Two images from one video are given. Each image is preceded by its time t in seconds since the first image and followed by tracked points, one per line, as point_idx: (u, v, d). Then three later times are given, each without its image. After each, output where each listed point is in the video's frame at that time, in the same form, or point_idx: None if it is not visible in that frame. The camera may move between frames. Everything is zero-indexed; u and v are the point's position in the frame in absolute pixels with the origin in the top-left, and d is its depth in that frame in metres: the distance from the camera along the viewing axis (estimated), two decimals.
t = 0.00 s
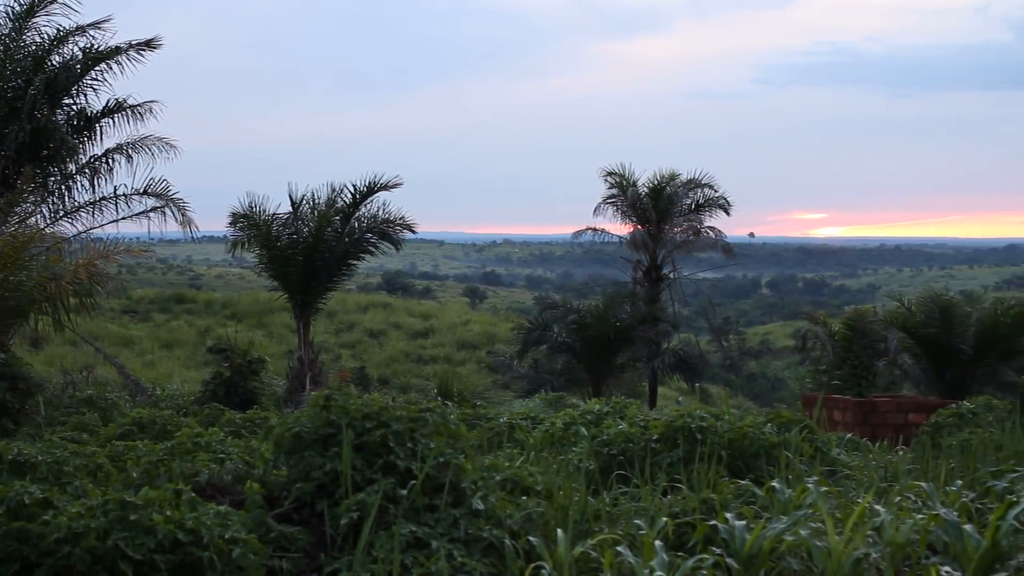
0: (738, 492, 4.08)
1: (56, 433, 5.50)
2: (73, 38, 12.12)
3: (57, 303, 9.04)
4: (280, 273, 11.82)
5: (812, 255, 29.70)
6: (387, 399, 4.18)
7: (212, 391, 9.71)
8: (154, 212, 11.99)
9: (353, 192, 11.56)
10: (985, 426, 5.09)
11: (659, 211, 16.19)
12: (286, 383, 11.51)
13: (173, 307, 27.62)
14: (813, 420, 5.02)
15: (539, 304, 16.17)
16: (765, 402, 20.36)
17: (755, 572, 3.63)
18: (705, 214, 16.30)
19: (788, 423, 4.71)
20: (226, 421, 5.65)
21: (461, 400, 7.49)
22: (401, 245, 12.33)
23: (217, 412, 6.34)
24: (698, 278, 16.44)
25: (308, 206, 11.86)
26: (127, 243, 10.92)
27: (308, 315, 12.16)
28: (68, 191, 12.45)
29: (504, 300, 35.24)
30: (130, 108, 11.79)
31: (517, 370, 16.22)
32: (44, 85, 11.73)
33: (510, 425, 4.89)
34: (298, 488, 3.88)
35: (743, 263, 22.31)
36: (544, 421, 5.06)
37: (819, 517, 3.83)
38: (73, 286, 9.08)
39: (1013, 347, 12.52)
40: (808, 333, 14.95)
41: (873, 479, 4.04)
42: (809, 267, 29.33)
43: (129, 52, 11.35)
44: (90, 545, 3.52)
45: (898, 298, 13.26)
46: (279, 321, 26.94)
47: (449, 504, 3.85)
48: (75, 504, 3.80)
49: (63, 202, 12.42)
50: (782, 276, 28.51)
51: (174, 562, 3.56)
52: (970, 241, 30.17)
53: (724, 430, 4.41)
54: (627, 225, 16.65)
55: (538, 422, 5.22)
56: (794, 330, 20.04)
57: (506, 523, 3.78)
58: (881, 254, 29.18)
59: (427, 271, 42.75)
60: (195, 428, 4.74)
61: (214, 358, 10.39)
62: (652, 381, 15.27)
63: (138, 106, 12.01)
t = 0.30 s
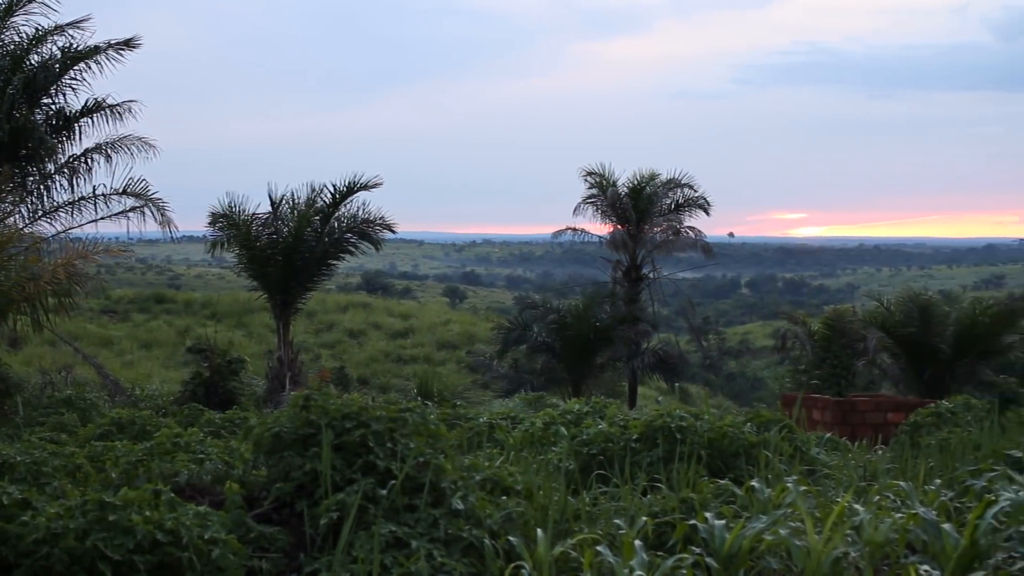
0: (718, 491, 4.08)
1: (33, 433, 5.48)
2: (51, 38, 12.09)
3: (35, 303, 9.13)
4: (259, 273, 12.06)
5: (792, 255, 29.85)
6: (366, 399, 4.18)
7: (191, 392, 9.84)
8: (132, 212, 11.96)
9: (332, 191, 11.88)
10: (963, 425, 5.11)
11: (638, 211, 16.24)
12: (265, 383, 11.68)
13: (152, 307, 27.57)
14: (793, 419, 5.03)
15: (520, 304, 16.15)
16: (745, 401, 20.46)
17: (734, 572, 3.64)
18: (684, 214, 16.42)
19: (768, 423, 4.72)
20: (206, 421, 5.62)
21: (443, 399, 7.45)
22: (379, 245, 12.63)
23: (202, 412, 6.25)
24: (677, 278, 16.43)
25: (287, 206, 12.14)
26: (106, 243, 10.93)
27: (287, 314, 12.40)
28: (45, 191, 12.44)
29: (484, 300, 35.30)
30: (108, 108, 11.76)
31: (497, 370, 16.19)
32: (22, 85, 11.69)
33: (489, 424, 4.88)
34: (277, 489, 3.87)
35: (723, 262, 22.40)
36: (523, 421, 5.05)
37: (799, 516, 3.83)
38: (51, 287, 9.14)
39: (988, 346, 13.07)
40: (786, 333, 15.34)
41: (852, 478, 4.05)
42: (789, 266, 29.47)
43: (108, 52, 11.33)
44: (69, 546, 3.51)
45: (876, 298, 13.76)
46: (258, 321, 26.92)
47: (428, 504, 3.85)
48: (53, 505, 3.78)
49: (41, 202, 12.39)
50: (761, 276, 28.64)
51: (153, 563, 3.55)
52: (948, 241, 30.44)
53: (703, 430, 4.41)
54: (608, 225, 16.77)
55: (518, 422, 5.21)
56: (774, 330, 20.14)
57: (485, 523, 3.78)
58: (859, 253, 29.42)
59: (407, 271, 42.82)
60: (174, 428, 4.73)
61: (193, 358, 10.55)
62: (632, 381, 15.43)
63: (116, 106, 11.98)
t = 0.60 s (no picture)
0: (696, 490, 4.09)
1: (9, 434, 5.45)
2: (29, 37, 12.06)
3: (12, 303, 9.19)
4: (237, 273, 12.31)
5: (770, 255, 30.02)
6: (345, 399, 4.18)
7: (170, 391, 10.12)
8: (110, 212, 11.93)
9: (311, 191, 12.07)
10: (941, 425, 5.14)
11: (617, 211, 16.58)
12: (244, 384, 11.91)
13: (131, 307, 27.55)
14: (772, 418, 5.04)
15: (499, 303, 16.13)
16: (724, 400, 20.56)
17: (712, 571, 3.65)
18: (663, 214, 16.81)
19: (746, 422, 4.73)
20: (185, 421, 5.61)
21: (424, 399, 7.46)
22: (358, 245, 12.74)
23: (180, 412, 6.21)
24: (656, 278, 16.71)
25: (266, 206, 12.37)
26: (83, 243, 10.93)
27: (265, 314, 12.64)
28: (22, 190, 12.41)
29: (463, 300, 35.35)
30: (86, 107, 11.73)
31: (477, 370, 16.18)
32: None
33: (469, 424, 4.88)
34: (255, 489, 3.86)
35: (702, 261, 22.51)
36: (502, 421, 5.05)
37: (777, 515, 3.84)
38: (28, 287, 9.20)
39: (964, 346, 13.64)
40: (763, 331, 15.25)
41: (830, 476, 4.06)
42: (768, 266, 29.64)
43: (86, 52, 11.31)
44: (46, 547, 3.49)
45: (854, 299, 14.40)
46: (237, 320, 26.90)
47: (407, 504, 3.85)
48: (30, 506, 3.77)
49: (18, 202, 12.38)
50: (740, 276, 28.78)
51: (131, 563, 3.54)
52: (925, 241, 30.73)
53: (682, 429, 4.42)
54: (586, 225, 16.99)
55: (498, 421, 5.20)
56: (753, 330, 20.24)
57: (464, 523, 3.78)
58: (836, 253, 29.66)
59: (385, 271, 42.88)
60: (151, 429, 4.72)
61: (172, 359, 10.88)
62: (611, 380, 15.62)
63: (94, 106, 11.95)
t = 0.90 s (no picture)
0: (677, 490, 4.09)
1: None
2: (9, 36, 12.02)
3: None
4: (218, 273, 12.32)
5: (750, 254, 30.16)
6: (326, 399, 4.17)
7: (150, 392, 10.08)
8: (91, 212, 11.91)
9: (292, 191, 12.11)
10: (922, 424, 5.15)
11: (598, 211, 16.59)
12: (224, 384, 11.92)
13: (111, 307, 27.52)
14: (753, 418, 5.04)
15: (479, 304, 16.06)
16: (704, 400, 20.62)
17: (693, 570, 3.65)
18: (643, 214, 16.85)
19: (727, 422, 4.74)
20: (164, 421, 5.59)
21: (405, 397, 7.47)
22: (338, 245, 12.81)
23: (159, 411, 6.20)
24: (636, 278, 16.81)
25: (246, 206, 12.39)
26: (63, 243, 10.97)
27: (246, 314, 12.66)
28: (2, 190, 12.37)
29: (444, 300, 35.39)
30: (66, 106, 11.70)
31: (458, 370, 16.16)
32: None
33: (450, 424, 4.88)
34: (236, 490, 3.86)
35: (683, 260, 22.58)
36: (483, 421, 5.05)
37: (758, 515, 3.85)
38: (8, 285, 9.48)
39: (944, 346, 13.82)
40: (745, 332, 15.00)
41: (811, 475, 4.07)
42: (748, 266, 29.77)
43: (66, 51, 11.27)
44: (26, 548, 3.47)
45: (835, 298, 14.41)
46: (217, 320, 26.86)
47: (388, 504, 3.84)
48: (10, 506, 3.75)
49: None
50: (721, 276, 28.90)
51: (111, 564, 3.53)
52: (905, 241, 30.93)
53: (663, 429, 4.42)
54: (567, 225, 17.00)
55: (478, 421, 5.20)
56: (735, 330, 20.32)
57: (445, 523, 3.78)
58: (816, 253, 29.82)
59: (367, 271, 42.91)
60: (130, 429, 4.70)
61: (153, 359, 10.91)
62: (592, 381, 15.52)
63: (74, 105, 11.92)
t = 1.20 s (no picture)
0: (658, 490, 4.09)
1: None
2: None
3: None
4: (198, 273, 12.33)
5: (730, 254, 30.32)
6: (307, 399, 4.17)
7: (130, 392, 10.11)
8: (70, 212, 11.88)
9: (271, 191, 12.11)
10: (901, 423, 5.18)
11: (578, 211, 16.61)
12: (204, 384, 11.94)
13: (90, 307, 27.48)
14: (733, 418, 5.05)
15: (460, 303, 16.02)
16: (685, 399, 20.70)
17: (674, 570, 3.65)
18: (624, 214, 16.87)
19: (707, 422, 4.75)
20: (145, 421, 5.58)
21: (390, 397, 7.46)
22: (319, 245, 12.82)
23: (138, 411, 6.19)
24: (617, 278, 16.84)
25: (227, 206, 12.41)
26: (42, 243, 10.98)
27: (226, 314, 12.67)
28: None
29: (424, 300, 35.48)
30: (45, 106, 11.67)
31: (438, 370, 16.15)
32: None
33: (430, 424, 4.88)
34: (217, 490, 3.85)
35: (664, 260, 22.67)
36: (464, 421, 5.05)
37: (739, 514, 3.85)
38: None
39: (924, 346, 13.76)
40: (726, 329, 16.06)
41: (791, 475, 4.07)
42: (729, 266, 29.94)
43: (45, 50, 11.25)
44: (5, 549, 3.45)
45: (815, 298, 14.35)
46: (197, 320, 26.86)
47: (369, 504, 3.84)
48: None
49: None
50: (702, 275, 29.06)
51: (91, 565, 3.51)
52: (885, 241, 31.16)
53: (643, 429, 4.43)
54: (547, 225, 17.00)
55: (458, 422, 5.20)
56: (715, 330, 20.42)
57: (426, 523, 3.77)
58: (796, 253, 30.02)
59: (348, 271, 42.99)
60: (110, 430, 4.70)
61: (133, 360, 10.90)
62: (572, 380, 15.61)
63: (53, 104, 11.89)
